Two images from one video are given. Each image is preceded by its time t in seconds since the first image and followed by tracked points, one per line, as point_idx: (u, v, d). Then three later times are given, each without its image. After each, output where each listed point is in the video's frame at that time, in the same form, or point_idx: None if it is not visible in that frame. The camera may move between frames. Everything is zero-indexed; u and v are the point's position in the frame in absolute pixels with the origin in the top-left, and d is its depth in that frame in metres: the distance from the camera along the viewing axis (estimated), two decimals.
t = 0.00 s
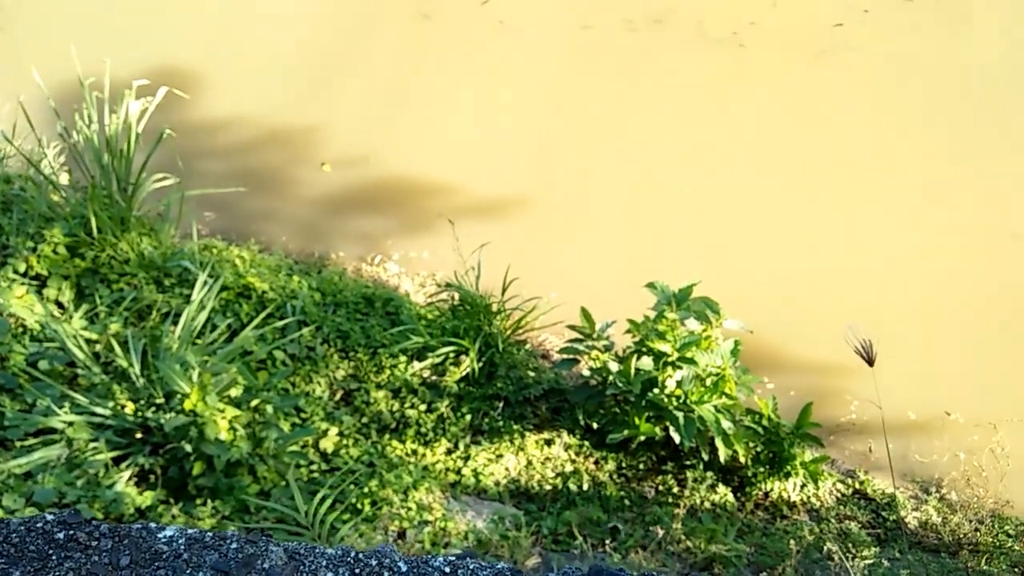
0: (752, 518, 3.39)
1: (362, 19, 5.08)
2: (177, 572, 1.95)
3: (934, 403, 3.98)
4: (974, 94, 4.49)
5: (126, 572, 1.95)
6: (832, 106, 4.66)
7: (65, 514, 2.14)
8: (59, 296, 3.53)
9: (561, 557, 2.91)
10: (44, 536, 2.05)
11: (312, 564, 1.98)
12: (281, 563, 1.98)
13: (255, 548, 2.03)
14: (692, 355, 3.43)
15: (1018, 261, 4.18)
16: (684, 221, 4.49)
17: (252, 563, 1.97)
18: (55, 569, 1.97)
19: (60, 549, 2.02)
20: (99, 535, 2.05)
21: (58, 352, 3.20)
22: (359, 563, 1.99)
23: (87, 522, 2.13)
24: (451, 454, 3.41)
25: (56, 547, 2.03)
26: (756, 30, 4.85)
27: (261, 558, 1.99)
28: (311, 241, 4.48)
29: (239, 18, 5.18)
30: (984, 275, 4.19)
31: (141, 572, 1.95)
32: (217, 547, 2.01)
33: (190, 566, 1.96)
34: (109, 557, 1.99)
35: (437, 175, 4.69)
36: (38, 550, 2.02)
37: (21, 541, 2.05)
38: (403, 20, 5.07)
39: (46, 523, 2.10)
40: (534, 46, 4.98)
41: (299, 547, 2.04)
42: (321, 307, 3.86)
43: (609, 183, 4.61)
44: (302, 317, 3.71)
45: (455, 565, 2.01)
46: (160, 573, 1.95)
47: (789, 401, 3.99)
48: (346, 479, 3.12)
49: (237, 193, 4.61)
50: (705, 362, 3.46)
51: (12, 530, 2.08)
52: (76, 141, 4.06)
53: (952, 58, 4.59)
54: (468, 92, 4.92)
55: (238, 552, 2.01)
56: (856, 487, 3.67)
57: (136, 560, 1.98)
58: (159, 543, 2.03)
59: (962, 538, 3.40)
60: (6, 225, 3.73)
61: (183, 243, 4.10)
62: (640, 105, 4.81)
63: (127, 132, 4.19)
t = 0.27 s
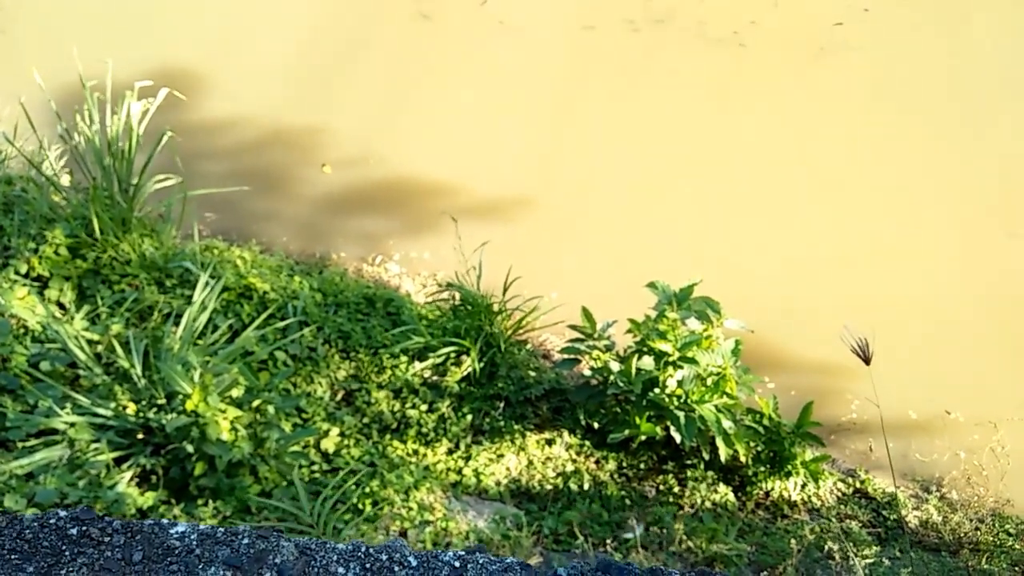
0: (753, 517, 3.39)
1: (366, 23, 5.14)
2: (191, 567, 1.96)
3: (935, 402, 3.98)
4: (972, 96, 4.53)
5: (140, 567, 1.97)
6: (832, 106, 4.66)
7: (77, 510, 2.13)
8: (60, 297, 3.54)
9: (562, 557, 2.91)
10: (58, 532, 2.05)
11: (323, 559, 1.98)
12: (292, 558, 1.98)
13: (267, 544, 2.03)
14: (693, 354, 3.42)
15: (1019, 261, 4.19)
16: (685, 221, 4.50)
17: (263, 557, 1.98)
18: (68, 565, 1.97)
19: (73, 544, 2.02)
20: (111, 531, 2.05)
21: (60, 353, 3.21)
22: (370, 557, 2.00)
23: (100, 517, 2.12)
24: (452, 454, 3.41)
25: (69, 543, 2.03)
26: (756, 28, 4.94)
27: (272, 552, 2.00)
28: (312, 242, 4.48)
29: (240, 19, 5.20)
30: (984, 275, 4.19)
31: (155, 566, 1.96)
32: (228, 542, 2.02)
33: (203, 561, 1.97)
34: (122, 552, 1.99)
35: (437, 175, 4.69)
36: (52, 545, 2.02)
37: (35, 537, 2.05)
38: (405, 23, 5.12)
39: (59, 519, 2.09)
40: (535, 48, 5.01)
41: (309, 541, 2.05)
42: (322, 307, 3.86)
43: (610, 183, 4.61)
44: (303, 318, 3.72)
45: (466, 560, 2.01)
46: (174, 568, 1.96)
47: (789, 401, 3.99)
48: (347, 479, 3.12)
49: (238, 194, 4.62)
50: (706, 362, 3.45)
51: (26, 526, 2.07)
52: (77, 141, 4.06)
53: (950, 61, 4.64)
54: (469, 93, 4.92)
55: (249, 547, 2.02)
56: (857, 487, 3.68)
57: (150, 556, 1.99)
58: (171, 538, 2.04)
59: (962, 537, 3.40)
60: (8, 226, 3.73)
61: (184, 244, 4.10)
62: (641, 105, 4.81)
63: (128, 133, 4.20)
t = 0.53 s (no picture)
0: (755, 516, 3.39)
1: (366, 23, 5.14)
2: (201, 561, 1.98)
3: (936, 401, 3.98)
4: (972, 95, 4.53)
5: (151, 560, 1.98)
6: (833, 105, 4.67)
7: (90, 505, 2.13)
8: (62, 298, 3.55)
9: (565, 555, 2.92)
10: (70, 527, 2.05)
11: (331, 553, 2.01)
12: (302, 552, 2.00)
13: (277, 538, 2.04)
14: (694, 354, 3.43)
15: (1020, 259, 4.19)
16: (686, 221, 4.50)
17: (273, 552, 2.00)
18: (80, 559, 1.98)
19: (85, 539, 2.03)
20: (122, 526, 2.06)
21: (62, 354, 3.21)
22: (377, 551, 2.03)
23: (112, 512, 2.13)
24: (455, 454, 3.42)
25: (81, 537, 2.04)
26: (755, 28, 4.94)
27: (281, 547, 2.01)
28: (313, 242, 4.49)
29: (239, 20, 5.20)
30: (985, 273, 4.19)
31: (166, 560, 1.98)
32: (238, 537, 2.04)
33: (214, 555, 1.99)
34: (133, 546, 2.00)
35: (438, 176, 4.70)
36: (64, 540, 2.02)
37: (47, 531, 2.05)
38: (405, 24, 5.13)
39: (70, 514, 2.09)
40: (536, 48, 5.02)
41: (318, 535, 2.07)
42: (323, 308, 3.87)
43: (611, 183, 4.62)
44: (305, 318, 3.72)
45: (472, 553, 2.05)
46: (184, 562, 1.98)
47: (790, 399, 4.00)
48: (349, 479, 3.13)
49: (239, 195, 4.63)
50: (707, 361, 3.47)
51: (38, 521, 2.07)
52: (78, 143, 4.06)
53: (949, 60, 4.65)
54: (469, 93, 4.93)
55: (259, 542, 2.04)
56: (858, 485, 3.68)
57: (160, 549, 2.00)
58: (182, 532, 2.05)
59: (964, 535, 3.41)
60: (9, 228, 3.74)
61: (185, 245, 4.11)
62: (641, 104, 4.82)
63: (128, 134, 4.21)
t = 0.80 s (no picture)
0: (754, 515, 3.40)
1: (365, 21, 5.13)
2: (194, 563, 1.98)
3: (935, 400, 3.99)
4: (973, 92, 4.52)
5: (144, 563, 1.98)
6: (832, 104, 4.66)
7: (83, 507, 2.13)
8: (61, 299, 3.55)
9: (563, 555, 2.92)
10: (63, 529, 2.05)
11: (324, 554, 2.02)
12: (294, 554, 2.01)
13: (269, 539, 2.05)
14: (693, 353, 3.44)
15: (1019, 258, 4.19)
16: (685, 220, 4.50)
17: (265, 553, 2.00)
18: (74, 561, 1.98)
19: (78, 542, 2.02)
20: (116, 528, 2.06)
21: (60, 354, 3.21)
22: (369, 552, 2.04)
23: (105, 514, 2.12)
24: (454, 454, 3.42)
25: (74, 539, 2.03)
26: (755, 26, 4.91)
27: (274, 548, 2.02)
28: (312, 242, 4.49)
29: (238, 19, 5.18)
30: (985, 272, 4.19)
31: (159, 562, 1.98)
32: (231, 538, 2.04)
33: (206, 557, 1.99)
34: (126, 548, 2.00)
35: (437, 175, 4.70)
36: (58, 542, 2.02)
37: (41, 533, 2.05)
38: (404, 22, 5.11)
39: (64, 516, 2.09)
40: (535, 47, 5.01)
41: (310, 536, 2.07)
42: (322, 307, 3.87)
43: (610, 182, 4.61)
44: (304, 318, 3.72)
45: (463, 554, 2.05)
46: (178, 564, 1.98)
47: (789, 398, 4.01)
48: (348, 479, 3.12)
49: (238, 194, 4.63)
50: (706, 360, 3.46)
51: (32, 523, 2.07)
52: (76, 142, 4.06)
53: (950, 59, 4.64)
54: (469, 92, 4.92)
55: (252, 543, 2.04)
56: (857, 484, 3.68)
57: (153, 551, 2.00)
58: (175, 534, 2.05)
59: (963, 534, 3.42)
60: (8, 227, 3.74)
61: (184, 245, 4.11)
62: (640, 103, 4.81)
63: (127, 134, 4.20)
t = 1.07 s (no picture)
0: (752, 515, 3.40)
1: (363, 22, 5.13)
2: (192, 561, 1.98)
3: (933, 400, 4.00)
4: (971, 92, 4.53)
5: (142, 560, 1.98)
6: (831, 104, 4.67)
7: (81, 505, 2.13)
8: (59, 300, 3.56)
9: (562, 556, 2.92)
10: (61, 527, 2.05)
11: (320, 552, 2.01)
12: (291, 551, 2.00)
13: (266, 537, 2.05)
14: (691, 353, 3.44)
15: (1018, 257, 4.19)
16: (683, 220, 4.50)
17: (262, 551, 1.99)
18: (71, 559, 1.98)
19: (76, 540, 2.03)
20: (113, 527, 2.06)
21: (59, 355, 3.22)
22: (366, 550, 2.03)
23: (102, 512, 2.12)
24: (452, 455, 3.42)
25: (72, 538, 2.03)
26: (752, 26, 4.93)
27: (271, 546, 2.01)
28: (311, 243, 4.50)
29: (236, 20, 5.18)
30: (984, 271, 4.20)
31: (157, 560, 1.98)
32: (228, 536, 2.04)
33: (203, 555, 1.99)
34: (124, 546, 2.01)
35: (435, 176, 4.70)
36: (56, 540, 2.02)
37: (39, 531, 2.05)
38: (403, 23, 5.11)
39: (62, 514, 2.09)
40: (533, 48, 5.01)
41: (307, 535, 2.07)
42: (320, 308, 3.87)
43: (608, 183, 4.62)
44: (302, 319, 3.72)
45: (459, 551, 2.05)
46: (175, 562, 1.98)
47: (788, 398, 4.02)
48: (346, 479, 3.13)
49: (237, 196, 4.64)
50: (704, 360, 3.45)
51: (30, 521, 2.07)
52: (75, 144, 4.07)
53: (947, 59, 4.64)
54: (467, 93, 4.92)
55: (249, 541, 2.04)
56: (856, 484, 3.69)
57: (151, 549, 2.01)
58: (172, 532, 2.05)
59: (961, 533, 3.43)
60: (6, 229, 3.74)
61: (183, 246, 4.11)
62: (639, 103, 4.81)
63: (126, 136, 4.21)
